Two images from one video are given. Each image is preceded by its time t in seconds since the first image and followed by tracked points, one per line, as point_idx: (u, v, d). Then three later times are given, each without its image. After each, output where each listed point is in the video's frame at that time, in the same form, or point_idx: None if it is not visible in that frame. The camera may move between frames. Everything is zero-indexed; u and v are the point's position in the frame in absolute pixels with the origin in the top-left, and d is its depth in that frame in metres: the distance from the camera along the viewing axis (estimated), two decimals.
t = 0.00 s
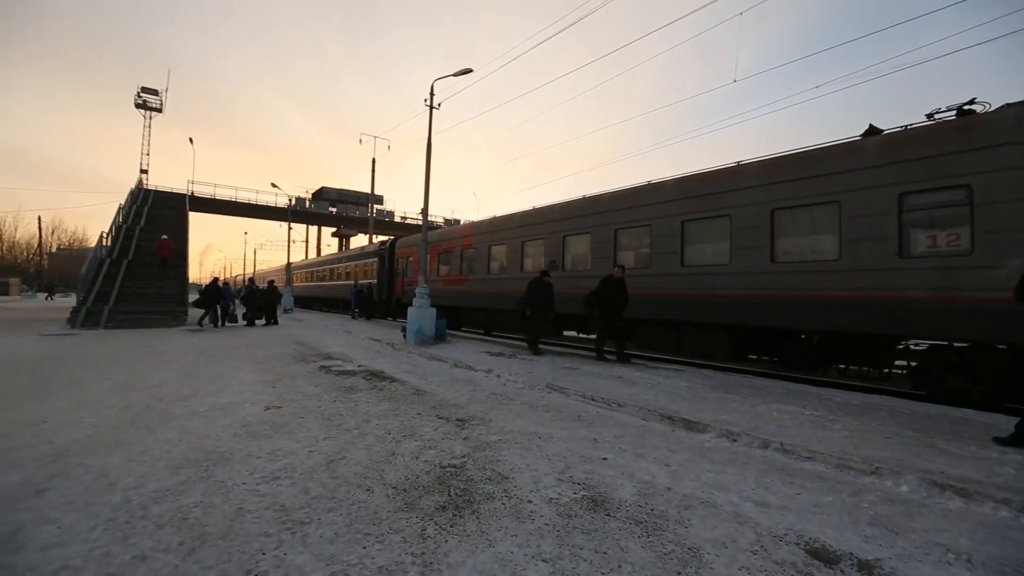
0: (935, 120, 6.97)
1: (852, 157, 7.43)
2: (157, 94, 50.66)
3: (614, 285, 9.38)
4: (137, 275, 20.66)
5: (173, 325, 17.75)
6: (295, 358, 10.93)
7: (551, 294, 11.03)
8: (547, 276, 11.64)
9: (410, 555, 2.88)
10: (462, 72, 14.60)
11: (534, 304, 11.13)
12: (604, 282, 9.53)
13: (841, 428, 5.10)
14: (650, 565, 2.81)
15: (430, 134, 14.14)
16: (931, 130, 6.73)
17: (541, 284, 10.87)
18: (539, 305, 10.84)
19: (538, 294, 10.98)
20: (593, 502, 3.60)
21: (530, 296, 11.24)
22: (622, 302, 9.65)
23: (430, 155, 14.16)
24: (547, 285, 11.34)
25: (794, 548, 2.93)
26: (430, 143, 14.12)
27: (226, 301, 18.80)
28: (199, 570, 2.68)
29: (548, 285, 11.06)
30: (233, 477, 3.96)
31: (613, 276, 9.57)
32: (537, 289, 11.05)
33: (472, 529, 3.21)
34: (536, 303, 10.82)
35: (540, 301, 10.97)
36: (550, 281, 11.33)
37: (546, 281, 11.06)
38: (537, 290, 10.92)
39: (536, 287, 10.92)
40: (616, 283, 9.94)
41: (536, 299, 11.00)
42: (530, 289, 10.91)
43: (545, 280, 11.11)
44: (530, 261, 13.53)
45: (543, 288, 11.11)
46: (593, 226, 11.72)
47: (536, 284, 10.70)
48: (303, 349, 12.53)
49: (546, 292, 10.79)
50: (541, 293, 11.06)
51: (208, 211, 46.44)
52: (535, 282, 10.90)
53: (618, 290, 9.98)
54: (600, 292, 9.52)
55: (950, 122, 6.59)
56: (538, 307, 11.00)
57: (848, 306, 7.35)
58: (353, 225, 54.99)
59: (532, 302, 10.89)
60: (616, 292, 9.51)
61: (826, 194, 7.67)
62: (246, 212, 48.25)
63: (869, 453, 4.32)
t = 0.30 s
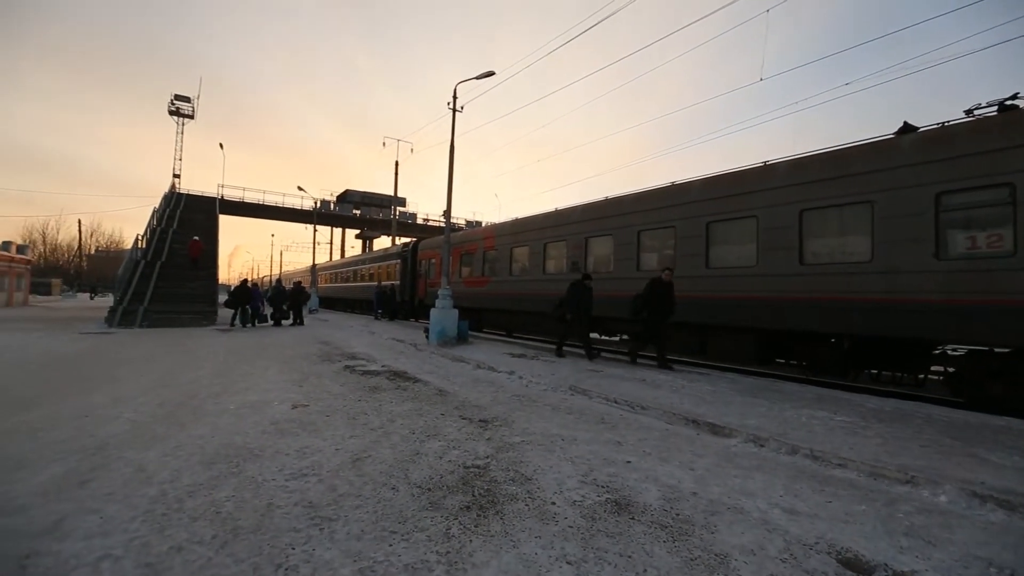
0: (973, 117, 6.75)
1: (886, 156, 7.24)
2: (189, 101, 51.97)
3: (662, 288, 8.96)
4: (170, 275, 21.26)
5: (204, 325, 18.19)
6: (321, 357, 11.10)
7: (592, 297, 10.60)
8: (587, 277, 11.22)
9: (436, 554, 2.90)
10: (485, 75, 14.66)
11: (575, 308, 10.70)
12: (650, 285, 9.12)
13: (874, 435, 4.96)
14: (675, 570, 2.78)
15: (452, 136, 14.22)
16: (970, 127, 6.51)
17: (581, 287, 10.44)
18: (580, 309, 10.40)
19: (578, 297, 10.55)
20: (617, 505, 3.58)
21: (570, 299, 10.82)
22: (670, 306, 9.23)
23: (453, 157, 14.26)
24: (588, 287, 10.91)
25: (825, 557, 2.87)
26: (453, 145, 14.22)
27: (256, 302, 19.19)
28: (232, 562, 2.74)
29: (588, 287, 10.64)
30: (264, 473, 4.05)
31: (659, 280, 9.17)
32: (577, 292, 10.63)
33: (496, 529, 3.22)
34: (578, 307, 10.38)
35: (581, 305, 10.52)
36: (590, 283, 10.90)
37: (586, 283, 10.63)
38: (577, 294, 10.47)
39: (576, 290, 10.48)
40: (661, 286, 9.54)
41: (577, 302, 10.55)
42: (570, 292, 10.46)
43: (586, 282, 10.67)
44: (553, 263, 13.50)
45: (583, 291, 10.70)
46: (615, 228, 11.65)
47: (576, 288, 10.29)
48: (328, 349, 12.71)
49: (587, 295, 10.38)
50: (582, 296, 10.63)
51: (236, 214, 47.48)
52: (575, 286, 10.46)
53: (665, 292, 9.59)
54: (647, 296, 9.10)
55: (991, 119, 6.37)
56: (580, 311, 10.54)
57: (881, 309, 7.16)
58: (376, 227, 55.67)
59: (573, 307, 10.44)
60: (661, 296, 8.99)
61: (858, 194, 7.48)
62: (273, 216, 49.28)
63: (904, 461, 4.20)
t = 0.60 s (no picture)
0: (1008, 116, 6.55)
1: (915, 156, 7.07)
2: (216, 104, 52.92)
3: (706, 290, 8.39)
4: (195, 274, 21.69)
5: (227, 322, 18.50)
6: (341, 356, 11.22)
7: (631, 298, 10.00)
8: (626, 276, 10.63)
9: (455, 552, 2.91)
10: (504, 76, 14.68)
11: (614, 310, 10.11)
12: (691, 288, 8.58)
13: (902, 443, 4.84)
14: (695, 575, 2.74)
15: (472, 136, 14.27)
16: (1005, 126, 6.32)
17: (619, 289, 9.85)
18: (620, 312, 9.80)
19: (616, 299, 9.96)
20: (636, 509, 3.55)
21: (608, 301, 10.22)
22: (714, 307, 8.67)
23: (472, 158, 14.30)
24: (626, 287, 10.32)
25: (850, 566, 2.81)
26: (472, 146, 14.27)
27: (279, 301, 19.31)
28: (256, 555, 2.79)
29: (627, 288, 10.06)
30: (286, 468, 4.11)
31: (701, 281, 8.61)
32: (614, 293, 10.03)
33: (515, 529, 3.22)
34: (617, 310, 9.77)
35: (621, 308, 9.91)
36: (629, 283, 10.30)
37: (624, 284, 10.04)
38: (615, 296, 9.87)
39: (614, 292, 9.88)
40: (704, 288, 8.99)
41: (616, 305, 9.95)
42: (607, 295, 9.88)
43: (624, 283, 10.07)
44: (571, 264, 13.45)
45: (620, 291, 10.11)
46: (635, 229, 11.57)
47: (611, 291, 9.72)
48: (348, 348, 12.84)
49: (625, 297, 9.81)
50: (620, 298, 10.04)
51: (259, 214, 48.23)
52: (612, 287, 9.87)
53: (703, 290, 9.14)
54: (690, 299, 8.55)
55: None
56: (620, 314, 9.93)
57: (909, 313, 6.99)
58: (395, 228, 56.13)
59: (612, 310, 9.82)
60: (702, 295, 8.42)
61: (886, 196, 7.31)
62: (294, 216, 50.00)
63: (933, 469, 4.10)
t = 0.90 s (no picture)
0: None
1: (940, 153, 6.92)
2: (235, 108, 53.69)
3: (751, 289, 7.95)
4: (216, 275, 22.03)
5: (247, 323, 18.78)
6: (357, 356, 11.32)
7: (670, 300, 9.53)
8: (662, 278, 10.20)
9: (473, 552, 2.92)
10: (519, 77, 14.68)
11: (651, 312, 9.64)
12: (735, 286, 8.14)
13: (927, 446, 4.75)
14: None
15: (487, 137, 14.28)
16: None
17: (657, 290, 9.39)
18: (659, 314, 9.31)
19: (654, 301, 9.50)
20: (654, 510, 3.53)
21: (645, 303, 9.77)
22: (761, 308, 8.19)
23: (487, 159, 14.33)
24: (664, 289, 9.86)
25: (875, 572, 2.77)
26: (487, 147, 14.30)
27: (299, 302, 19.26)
28: (279, 552, 2.82)
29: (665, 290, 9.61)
30: (306, 467, 4.16)
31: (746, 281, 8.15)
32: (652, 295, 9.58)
33: (533, 530, 3.22)
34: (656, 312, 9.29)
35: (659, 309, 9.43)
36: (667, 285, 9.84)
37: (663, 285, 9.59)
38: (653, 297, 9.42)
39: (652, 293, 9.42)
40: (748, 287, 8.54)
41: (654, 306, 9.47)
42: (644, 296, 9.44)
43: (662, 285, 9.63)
44: (586, 264, 13.40)
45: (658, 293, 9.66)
46: (650, 229, 11.50)
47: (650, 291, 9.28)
48: (365, 348, 12.95)
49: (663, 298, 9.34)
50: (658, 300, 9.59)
51: (277, 216, 48.81)
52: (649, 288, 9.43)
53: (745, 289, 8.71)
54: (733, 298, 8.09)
55: None
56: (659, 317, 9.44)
57: (934, 314, 6.85)
58: (410, 229, 56.46)
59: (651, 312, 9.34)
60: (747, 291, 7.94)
61: (909, 193, 7.17)
62: (311, 218, 50.55)
63: (960, 474, 4.01)
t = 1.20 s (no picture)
0: None
1: (960, 151, 6.81)
2: (248, 110, 54.13)
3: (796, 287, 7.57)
4: (229, 276, 22.25)
5: (261, 323, 18.95)
6: (369, 356, 11.38)
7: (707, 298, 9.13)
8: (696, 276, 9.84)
9: (486, 552, 2.93)
10: (529, 77, 14.68)
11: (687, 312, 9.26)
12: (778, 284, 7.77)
13: (946, 450, 4.67)
14: None
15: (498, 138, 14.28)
16: None
17: (694, 287, 9.01)
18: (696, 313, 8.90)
19: (690, 300, 9.12)
20: (667, 512, 3.50)
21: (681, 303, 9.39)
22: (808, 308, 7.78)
23: (498, 160, 14.34)
24: (701, 288, 9.51)
25: None
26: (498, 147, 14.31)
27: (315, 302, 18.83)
28: (293, 550, 2.85)
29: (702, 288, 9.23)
30: (320, 466, 4.19)
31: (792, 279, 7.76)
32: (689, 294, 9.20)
33: (545, 531, 3.21)
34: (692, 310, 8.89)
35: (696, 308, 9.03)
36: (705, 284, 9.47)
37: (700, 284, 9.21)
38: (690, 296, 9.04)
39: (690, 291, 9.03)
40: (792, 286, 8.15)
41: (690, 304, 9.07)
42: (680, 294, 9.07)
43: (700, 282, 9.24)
44: (597, 264, 13.35)
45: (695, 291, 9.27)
46: (662, 229, 11.43)
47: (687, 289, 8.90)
48: (377, 348, 13.01)
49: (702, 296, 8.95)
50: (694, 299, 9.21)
51: (290, 217, 49.18)
52: (686, 286, 9.05)
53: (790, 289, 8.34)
54: (777, 296, 7.72)
55: None
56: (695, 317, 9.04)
57: (953, 315, 6.74)
58: (421, 229, 56.66)
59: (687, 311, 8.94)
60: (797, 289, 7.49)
61: (927, 192, 7.06)
62: (323, 219, 50.92)
63: (979, 478, 3.95)
